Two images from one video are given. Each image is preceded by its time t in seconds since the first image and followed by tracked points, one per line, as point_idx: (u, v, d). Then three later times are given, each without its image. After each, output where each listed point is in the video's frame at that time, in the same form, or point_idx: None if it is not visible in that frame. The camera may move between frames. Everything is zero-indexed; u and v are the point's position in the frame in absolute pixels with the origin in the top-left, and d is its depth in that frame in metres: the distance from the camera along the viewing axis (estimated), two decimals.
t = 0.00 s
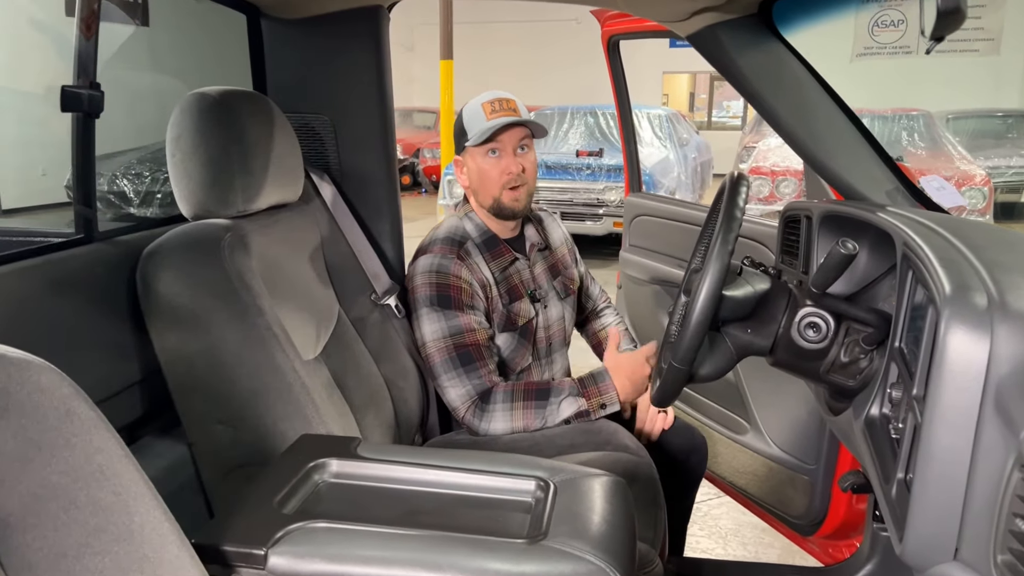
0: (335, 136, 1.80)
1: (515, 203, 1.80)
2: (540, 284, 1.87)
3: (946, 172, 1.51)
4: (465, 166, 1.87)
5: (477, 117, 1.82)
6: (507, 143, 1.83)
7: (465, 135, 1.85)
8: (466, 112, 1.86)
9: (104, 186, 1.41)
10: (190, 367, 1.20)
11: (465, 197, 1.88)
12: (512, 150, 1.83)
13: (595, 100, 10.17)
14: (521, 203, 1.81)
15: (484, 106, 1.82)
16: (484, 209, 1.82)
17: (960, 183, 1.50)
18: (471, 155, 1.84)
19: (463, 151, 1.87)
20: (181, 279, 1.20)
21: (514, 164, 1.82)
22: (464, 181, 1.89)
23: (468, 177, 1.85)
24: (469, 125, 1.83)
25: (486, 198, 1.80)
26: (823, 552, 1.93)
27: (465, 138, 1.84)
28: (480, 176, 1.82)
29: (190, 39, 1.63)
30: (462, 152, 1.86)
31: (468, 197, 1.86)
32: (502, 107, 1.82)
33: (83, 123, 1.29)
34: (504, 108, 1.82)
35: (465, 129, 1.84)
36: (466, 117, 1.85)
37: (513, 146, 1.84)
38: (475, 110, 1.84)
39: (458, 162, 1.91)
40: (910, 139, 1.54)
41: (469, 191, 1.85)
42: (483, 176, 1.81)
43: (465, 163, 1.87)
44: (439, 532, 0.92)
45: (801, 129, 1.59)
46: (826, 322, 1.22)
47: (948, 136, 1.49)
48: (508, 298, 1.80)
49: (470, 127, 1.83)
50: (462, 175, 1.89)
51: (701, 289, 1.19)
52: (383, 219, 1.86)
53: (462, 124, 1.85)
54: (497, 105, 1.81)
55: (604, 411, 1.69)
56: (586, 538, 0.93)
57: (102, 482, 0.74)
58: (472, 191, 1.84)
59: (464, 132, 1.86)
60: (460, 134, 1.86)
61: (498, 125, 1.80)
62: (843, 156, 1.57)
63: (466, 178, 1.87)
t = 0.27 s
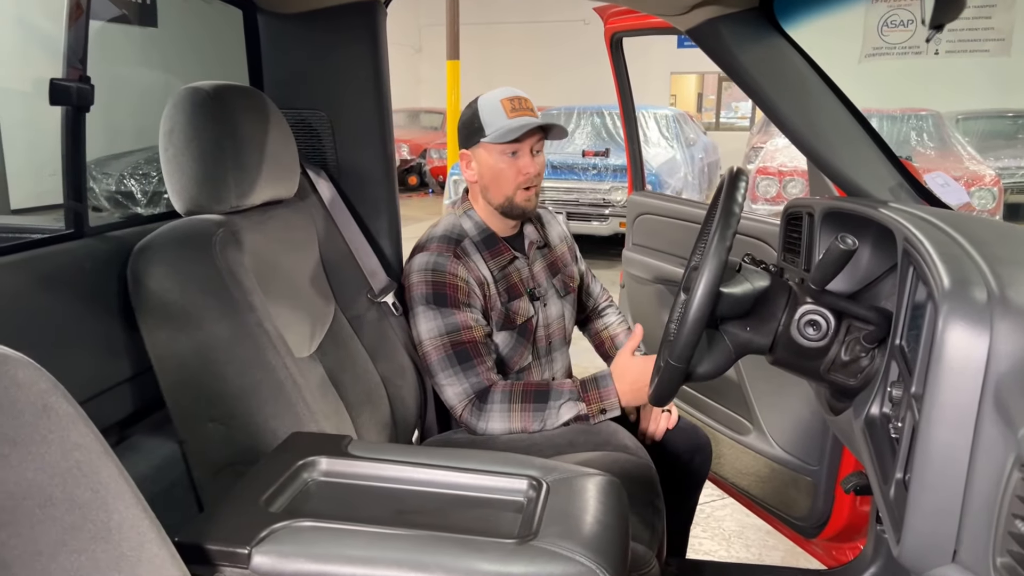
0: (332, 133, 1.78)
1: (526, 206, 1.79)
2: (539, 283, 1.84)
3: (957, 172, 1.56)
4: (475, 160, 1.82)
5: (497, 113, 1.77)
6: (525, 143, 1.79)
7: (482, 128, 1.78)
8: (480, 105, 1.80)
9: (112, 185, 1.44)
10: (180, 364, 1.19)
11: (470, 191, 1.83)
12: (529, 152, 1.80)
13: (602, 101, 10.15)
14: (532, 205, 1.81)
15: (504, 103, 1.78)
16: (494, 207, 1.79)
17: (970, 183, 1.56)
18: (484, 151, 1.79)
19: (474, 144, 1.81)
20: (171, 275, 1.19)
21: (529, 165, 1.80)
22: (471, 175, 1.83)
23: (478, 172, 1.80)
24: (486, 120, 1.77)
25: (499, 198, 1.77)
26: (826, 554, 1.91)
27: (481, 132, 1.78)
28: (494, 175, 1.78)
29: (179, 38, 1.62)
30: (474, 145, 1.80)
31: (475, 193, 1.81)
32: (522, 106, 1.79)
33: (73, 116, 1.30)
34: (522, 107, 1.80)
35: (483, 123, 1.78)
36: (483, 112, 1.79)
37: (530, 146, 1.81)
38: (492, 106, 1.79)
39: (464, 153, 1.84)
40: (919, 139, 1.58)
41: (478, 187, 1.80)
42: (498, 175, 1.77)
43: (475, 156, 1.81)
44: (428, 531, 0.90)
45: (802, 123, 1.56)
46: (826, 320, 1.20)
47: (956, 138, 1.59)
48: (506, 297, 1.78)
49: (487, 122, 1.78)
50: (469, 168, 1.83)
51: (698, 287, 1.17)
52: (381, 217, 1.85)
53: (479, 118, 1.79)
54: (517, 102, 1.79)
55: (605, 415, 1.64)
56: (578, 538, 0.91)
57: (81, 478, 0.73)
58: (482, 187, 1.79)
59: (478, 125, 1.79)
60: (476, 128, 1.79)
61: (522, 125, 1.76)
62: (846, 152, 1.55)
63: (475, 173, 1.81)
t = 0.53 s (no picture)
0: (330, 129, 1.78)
1: (534, 202, 1.79)
2: (540, 280, 1.82)
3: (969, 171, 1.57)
4: (481, 155, 1.79)
5: (508, 108, 1.75)
6: (535, 139, 1.78)
7: (495, 122, 1.75)
8: (490, 98, 1.77)
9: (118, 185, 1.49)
10: (172, 359, 1.18)
11: (474, 185, 1.81)
12: (538, 147, 1.79)
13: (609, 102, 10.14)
14: (539, 202, 1.80)
15: (516, 98, 1.76)
16: (501, 203, 1.77)
17: (981, 181, 1.57)
18: (494, 145, 1.77)
19: (482, 139, 1.78)
20: (163, 269, 1.18)
21: (538, 162, 1.79)
22: (476, 169, 1.80)
23: (486, 167, 1.78)
24: (498, 114, 1.75)
25: (508, 194, 1.76)
26: (830, 556, 1.89)
27: (492, 127, 1.75)
28: (504, 170, 1.76)
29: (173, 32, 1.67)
30: (483, 140, 1.78)
31: (481, 188, 1.79)
32: (532, 102, 1.78)
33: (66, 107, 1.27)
34: (532, 103, 1.79)
35: (495, 117, 1.75)
36: (494, 106, 1.76)
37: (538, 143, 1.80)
38: (503, 100, 1.76)
39: (470, 148, 1.81)
40: (928, 138, 1.59)
41: (485, 182, 1.78)
42: (508, 170, 1.76)
43: (483, 150, 1.79)
44: (416, 529, 0.89)
45: (805, 121, 1.53)
46: (827, 316, 1.18)
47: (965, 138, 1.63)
48: (508, 294, 1.76)
49: (498, 116, 1.75)
50: (474, 163, 1.81)
51: (697, 281, 1.15)
52: (379, 214, 1.84)
53: (490, 113, 1.76)
54: (527, 98, 1.78)
55: (603, 408, 1.63)
56: (570, 537, 0.89)
57: (63, 471, 0.71)
58: (490, 183, 1.77)
59: (488, 119, 1.76)
60: (487, 122, 1.76)
61: (536, 122, 1.75)
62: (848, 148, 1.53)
63: (481, 168, 1.79)
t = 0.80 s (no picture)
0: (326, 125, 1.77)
1: (535, 202, 1.78)
2: (538, 278, 1.81)
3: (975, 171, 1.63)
4: (485, 153, 1.77)
5: (515, 107, 1.74)
6: (542, 141, 1.76)
7: (502, 121, 1.73)
8: (499, 95, 1.75)
9: (125, 185, 1.59)
10: (162, 355, 1.17)
11: (475, 182, 1.79)
12: (543, 149, 1.78)
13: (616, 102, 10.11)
14: (539, 202, 1.79)
15: (523, 97, 1.75)
16: (501, 202, 1.75)
17: (988, 181, 1.63)
18: (499, 144, 1.75)
19: (487, 137, 1.76)
20: (153, 264, 1.17)
21: (542, 163, 1.78)
22: (478, 166, 1.78)
23: (489, 166, 1.76)
24: (505, 112, 1.73)
25: (510, 194, 1.74)
26: (831, 557, 1.86)
27: (499, 125, 1.73)
28: (507, 170, 1.74)
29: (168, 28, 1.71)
30: (488, 138, 1.76)
31: (482, 185, 1.77)
32: (538, 103, 1.77)
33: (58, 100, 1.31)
34: (539, 104, 1.78)
35: (502, 115, 1.73)
36: (501, 103, 1.74)
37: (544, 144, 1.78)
38: (511, 98, 1.74)
39: (473, 144, 1.79)
40: (933, 137, 1.65)
41: (486, 180, 1.76)
42: (511, 170, 1.74)
43: (486, 148, 1.77)
44: (402, 526, 0.87)
45: (807, 118, 1.50)
46: (825, 313, 1.16)
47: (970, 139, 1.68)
48: (505, 292, 1.75)
49: (505, 114, 1.73)
50: (476, 159, 1.79)
51: (691, 277, 1.13)
52: (376, 210, 1.83)
53: (496, 110, 1.74)
54: (534, 98, 1.76)
55: (601, 409, 1.61)
56: (558, 535, 0.87)
57: (39, 465, 0.70)
58: (491, 181, 1.75)
59: (495, 116, 1.74)
60: (493, 121, 1.74)
61: (545, 125, 1.73)
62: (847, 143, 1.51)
63: (484, 166, 1.77)
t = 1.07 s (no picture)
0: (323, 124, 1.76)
1: (536, 200, 1.76)
2: (536, 278, 1.79)
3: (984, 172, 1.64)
4: (484, 152, 1.76)
5: (514, 105, 1.72)
6: (542, 139, 1.75)
7: (502, 120, 1.71)
8: (497, 95, 1.73)
9: (130, 186, 1.64)
10: (152, 354, 1.16)
11: (474, 182, 1.77)
12: (543, 146, 1.76)
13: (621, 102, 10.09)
14: (540, 201, 1.78)
15: (523, 96, 1.73)
16: (502, 201, 1.74)
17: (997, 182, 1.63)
18: (499, 143, 1.73)
19: (486, 136, 1.74)
20: (143, 263, 1.16)
21: (542, 161, 1.76)
22: (477, 166, 1.76)
23: (489, 165, 1.74)
24: (505, 111, 1.71)
25: (511, 192, 1.73)
26: (834, 560, 1.84)
27: (499, 124, 1.71)
28: (507, 169, 1.73)
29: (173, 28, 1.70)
30: (487, 137, 1.74)
31: (482, 185, 1.75)
32: (537, 101, 1.76)
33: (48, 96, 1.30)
34: (538, 102, 1.76)
35: (501, 113, 1.71)
36: (500, 102, 1.72)
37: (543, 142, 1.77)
38: (509, 96, 1.72)
39: (472, 144, 1.77)
40: (941, 138, 1.65)
41: (486, 180, 1.74)
42: (512, 169, 1.73)
43: (486, 147, 1.75)
44: (389, 530, 0.86)
45: (809, 116, 1.47)
46: (824, 314, 1.14)
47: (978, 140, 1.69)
48: (503, 293, 1.73)
49: (505, 112, 1.71)
50: (474, 159, 1.77)
51: (688, 276, 1.11)
52: (374, 209, 1.82)
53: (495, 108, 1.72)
54: (534, 96, 1.75)
55: (600, 411, 1.58)
56: (549, 538, 0.86)
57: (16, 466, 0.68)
58: (491, 181, 1.73)
59: (493, 115, 1.72)
60: (492, 119, 1.72)
61: (546, 123, 1.72)
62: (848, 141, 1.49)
63: (483, 165, 1.75)
